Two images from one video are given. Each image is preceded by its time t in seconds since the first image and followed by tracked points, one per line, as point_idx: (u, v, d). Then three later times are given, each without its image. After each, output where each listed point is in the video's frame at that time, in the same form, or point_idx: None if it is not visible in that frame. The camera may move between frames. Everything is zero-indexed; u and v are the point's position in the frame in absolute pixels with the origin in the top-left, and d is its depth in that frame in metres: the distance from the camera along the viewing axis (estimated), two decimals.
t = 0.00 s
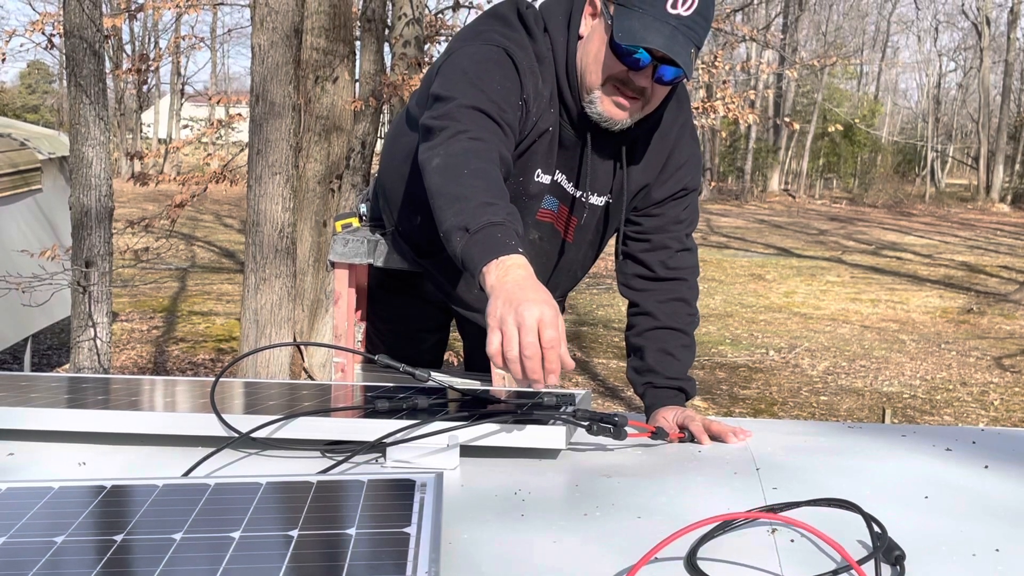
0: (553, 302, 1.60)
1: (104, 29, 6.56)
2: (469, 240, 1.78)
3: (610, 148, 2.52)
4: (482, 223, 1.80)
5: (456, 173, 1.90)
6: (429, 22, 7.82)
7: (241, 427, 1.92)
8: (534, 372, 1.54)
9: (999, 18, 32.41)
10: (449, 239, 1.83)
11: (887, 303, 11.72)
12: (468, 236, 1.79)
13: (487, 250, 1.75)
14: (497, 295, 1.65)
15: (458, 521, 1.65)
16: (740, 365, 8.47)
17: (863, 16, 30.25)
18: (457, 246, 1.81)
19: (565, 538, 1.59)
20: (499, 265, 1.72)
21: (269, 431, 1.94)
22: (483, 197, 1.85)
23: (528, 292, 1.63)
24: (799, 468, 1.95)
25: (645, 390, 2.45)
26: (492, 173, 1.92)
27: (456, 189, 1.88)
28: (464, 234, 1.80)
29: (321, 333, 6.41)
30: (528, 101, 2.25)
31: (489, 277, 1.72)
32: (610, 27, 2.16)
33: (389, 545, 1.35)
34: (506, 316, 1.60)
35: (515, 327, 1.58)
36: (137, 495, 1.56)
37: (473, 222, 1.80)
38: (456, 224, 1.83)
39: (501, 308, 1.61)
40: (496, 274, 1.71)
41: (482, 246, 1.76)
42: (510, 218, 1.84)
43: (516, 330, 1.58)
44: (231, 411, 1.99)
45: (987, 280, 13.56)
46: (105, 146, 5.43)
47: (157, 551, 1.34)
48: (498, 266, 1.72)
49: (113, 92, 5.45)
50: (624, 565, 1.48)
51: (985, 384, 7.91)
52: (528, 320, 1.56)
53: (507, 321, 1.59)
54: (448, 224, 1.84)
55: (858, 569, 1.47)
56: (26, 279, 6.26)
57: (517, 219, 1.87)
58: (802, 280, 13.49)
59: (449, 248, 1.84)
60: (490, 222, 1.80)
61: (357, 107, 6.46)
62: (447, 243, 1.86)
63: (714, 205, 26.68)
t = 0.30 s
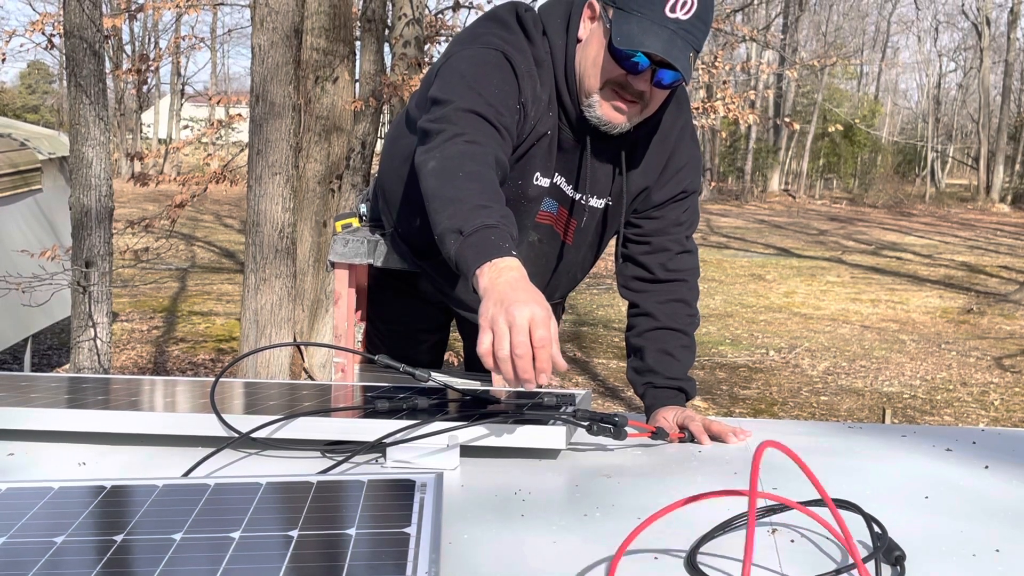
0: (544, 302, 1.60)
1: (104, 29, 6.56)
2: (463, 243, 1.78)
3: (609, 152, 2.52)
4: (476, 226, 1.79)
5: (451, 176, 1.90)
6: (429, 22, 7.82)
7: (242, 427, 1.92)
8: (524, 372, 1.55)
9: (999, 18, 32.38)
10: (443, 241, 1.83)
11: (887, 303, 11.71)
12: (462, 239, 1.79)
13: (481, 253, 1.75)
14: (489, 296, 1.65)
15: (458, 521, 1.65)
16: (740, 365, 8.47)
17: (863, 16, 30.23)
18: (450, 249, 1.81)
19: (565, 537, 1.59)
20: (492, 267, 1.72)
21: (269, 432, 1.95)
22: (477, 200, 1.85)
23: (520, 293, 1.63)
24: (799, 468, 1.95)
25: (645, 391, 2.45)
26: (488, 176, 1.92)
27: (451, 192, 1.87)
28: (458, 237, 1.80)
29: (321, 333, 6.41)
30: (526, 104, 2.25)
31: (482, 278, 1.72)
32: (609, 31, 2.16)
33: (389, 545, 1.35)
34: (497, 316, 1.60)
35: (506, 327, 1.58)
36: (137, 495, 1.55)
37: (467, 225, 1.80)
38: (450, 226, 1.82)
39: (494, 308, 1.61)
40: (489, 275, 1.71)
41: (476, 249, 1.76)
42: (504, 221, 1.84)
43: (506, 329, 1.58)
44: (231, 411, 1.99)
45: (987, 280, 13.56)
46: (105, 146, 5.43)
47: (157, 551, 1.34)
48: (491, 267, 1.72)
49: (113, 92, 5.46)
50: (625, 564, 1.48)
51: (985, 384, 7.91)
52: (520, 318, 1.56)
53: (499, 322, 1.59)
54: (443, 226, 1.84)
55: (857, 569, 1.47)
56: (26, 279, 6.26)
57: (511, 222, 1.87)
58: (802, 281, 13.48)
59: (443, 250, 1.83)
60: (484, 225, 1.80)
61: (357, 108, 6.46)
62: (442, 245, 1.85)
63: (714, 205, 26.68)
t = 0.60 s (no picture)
0: (541, 306, 1.61)
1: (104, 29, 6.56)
2: (464, 252, 1.79)
3: (610, 158, 2.52)
4: (477, 235, 1.80)
5: (452, 186, 1.90)
6: (429, 22, 7.82)
7: (242, 427, 1.92)
8: (522, 373, 1.55)
9: (999, 18, 32.38)
10: (444, 250, 1.84)
11: (887, 304, 11.72)
12: (464, 248, 1.79)
13: (483, 262, 1.75)
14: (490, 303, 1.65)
15: (459, 522, 1.66)
16: (740, 365, 8.47)
17: (863, 16, 30.21)
18: (452, 258, 1.81)
19: (566, 538, 1.59)
20: (493, 278, 1.72)
21: (269, 432, 1.95)
22: (478, 209, 1.85)
23: (519, 300, 1.63)
24: (799, 469, 1.95)
25: (645, 391, 2.45)
26: (490, 185, 1.92)
27: (454, 201, 1.88)
28: (459, 246, 1.81)
29: (321, 333, 6.41)
30: (528, 111, 2.24)
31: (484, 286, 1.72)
32: (611, 37, 2.16)
33: (389, 545, 1.35)
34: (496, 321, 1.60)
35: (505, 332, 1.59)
36: (137, 495, 1.55)
37: (469, 234, 1.80)
38: (451, 236, 1.83)
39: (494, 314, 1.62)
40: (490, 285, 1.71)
41: (479, 259, 1.76)
42: (505, 229, 1.84)
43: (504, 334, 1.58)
44: (231, 411, 2.00)
45: (987, 280, 13.57)
46: (105, 147, 5.44)
47: (157, 551, 1.34)
48: (491, 278, 1.72)
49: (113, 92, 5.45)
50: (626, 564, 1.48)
51: (985, 384, 7.91)
52: (517, 323, 1.57)
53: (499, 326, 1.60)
54: (444, 235, 1.84)
55: (857, 568, 1.47)
56: (26, 280, 6.26)
57: (513, 230, 1.88)
58: (802, 281, 13.49)
59: (445, 259, 1.84)
60: (485, 234, 1.80)
61: (357, 108, 6.45)
62: (443, 254, 1.86)
63: (714, 205, 26.68)
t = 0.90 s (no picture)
0: (539, 301, 1.60)
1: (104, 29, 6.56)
2: (470, 256, 1.78)
3: (611, 160, 2.52)
4: (482, 238, 1.79)
5: (457, 190, 1.90)
6: (429, 22, 7.82)
7: (241, 427, 1.92)
8: (524, 369, 1.55)
9: (999, 18, 32.38)
10: (451, 256, 1.84)
11: (887, 303, 11.72)
12: (470, 252, 1.79)
13: (487, 264, 1.75)
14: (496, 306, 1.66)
15: (459, 521, 1.66)
16: (740, 365, 8.46)
17: (863, 16, 30.19)
18: (458, 263, 1.81)
19: (567, 538, 1.59)
20: (499, 280, 1.71)
21: (269, 432, 1.95)
22: (483, 212, 1.85)
23: (520, 299, 1.63)
24: (800, 468, 1.95)
25: (645, 390, 2.45)
26: (495, 188, 1.92)
27: (460, 205, 1.87)
28: (465, 251, 1.81)
29: (321, 333, 6.41)
30: (531, 114, 2.24)
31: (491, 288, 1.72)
32: (613, 40, 2.16)
33: (389, 545, 1.35)
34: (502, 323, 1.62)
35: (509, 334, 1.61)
36: (137, 495, 1.55)
37: (473, 239, 1.80)
38: (457, 240, 1.83)
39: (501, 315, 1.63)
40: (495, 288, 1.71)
41: (485, 262, 1.75)
42: (510, 231, 1.83)
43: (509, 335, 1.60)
44: (231, 411, 2.00)
45: (987, 280, 13.57)
46: (105, 146, 5.44)
47: (156, 551, 1.34)
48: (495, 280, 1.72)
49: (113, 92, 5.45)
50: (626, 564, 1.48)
51: (986, 384, 7.91)
52: (516, 324, 1.57)
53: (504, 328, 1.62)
54: (450, 240, 1.84)
55: (857, 568, 1.47)
56: (26, 280, 6.26)
57: (518, 231, 1.87)
58: (802, 280, 13.49)
59: (451, 263, 1.84)
60: (489, 237, 1.79)
61: (357, 108, 6.45)
62: (450, 258, 1.86)
63: (714, 205, 26.67)
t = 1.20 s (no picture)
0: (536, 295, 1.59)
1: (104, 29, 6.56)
2: (471, 255, 1.77)
3: (610, 158, 2.52)
4: (481, 236, 1.79)
5: (456, 188, 1.90)
6: (429, 22, 7.82)
7: (241, 427, 1.92)
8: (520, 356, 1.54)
9: (999, 18, 32.37)
10: (452, 254, 1.84)
11: (886, 303, 11.73)
12: (469, 249, 1.79)
13: (487, 261, 1.74)
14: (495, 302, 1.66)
15: (459, 521, 1.66)
16: (740, 364, 8.47)
17: (864, 15, 30.18)
18: (459, 262, 1.81)
19: (567, 537, 1.59)
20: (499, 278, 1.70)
21: (268, 431, 1.95)
22: (482, 210, 1.85)
23: (517, 295, 1.62)
24: (798, 468, 1.95)
25: (645, 390, 2.46)
26: (495, 187, 1.92)
27: (460, 203, 1.87)
28: (465, 249, 1.80)
29: (321, 333, 6.41)
30: (531, 114, 2.25)
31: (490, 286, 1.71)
32: (614, 39, 2.17)
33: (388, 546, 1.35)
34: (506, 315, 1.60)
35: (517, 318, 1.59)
36: (137, 495, 1.56)
37: (472, 236, 1.79)
38: (457, 238, 1.83)
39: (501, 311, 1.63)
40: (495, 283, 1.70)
41: (485, 260, 1.74)
42: (510, 228, 1.83)
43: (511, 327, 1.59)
44: (231, 411, 2.00)
45: (987, 279, 13.59)
46: (105, 146, 5.44)
47: (156, 551, 1.34)
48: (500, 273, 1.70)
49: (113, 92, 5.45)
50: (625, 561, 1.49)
51: (986, 383, 7.92)
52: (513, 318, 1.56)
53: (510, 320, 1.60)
54: (450, 238, 1.84)
55: (858, 568, 1.47)
56: (27, 279, 6.26)
57: (518, 228, 1.86)
58: (802, 280, 13.50)
59: (450, 261, 1.83)
60: (488, 234, 1.79)
61: (357, 108, 6.45)
62: (450, 256, 1.86)
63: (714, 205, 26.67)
